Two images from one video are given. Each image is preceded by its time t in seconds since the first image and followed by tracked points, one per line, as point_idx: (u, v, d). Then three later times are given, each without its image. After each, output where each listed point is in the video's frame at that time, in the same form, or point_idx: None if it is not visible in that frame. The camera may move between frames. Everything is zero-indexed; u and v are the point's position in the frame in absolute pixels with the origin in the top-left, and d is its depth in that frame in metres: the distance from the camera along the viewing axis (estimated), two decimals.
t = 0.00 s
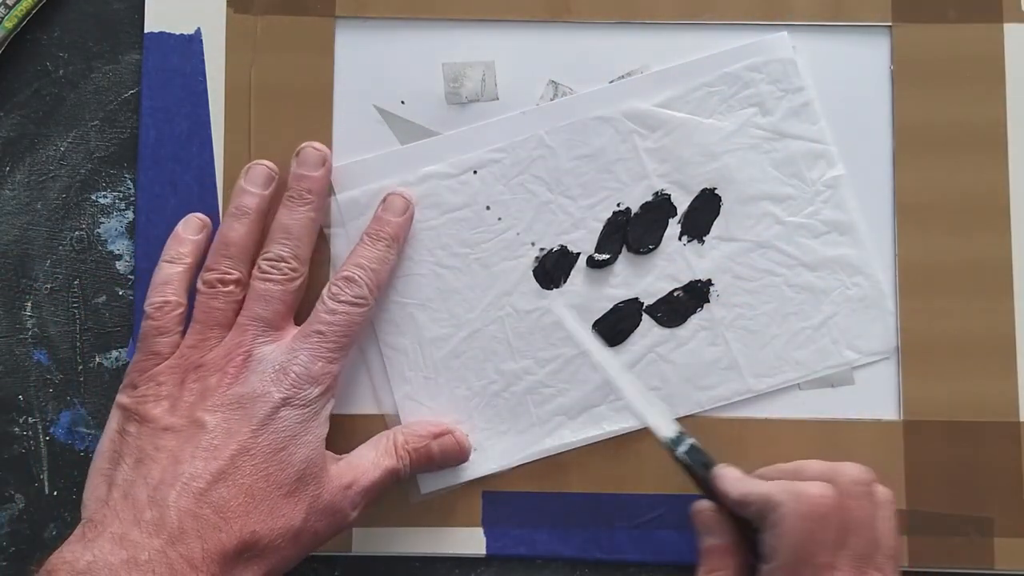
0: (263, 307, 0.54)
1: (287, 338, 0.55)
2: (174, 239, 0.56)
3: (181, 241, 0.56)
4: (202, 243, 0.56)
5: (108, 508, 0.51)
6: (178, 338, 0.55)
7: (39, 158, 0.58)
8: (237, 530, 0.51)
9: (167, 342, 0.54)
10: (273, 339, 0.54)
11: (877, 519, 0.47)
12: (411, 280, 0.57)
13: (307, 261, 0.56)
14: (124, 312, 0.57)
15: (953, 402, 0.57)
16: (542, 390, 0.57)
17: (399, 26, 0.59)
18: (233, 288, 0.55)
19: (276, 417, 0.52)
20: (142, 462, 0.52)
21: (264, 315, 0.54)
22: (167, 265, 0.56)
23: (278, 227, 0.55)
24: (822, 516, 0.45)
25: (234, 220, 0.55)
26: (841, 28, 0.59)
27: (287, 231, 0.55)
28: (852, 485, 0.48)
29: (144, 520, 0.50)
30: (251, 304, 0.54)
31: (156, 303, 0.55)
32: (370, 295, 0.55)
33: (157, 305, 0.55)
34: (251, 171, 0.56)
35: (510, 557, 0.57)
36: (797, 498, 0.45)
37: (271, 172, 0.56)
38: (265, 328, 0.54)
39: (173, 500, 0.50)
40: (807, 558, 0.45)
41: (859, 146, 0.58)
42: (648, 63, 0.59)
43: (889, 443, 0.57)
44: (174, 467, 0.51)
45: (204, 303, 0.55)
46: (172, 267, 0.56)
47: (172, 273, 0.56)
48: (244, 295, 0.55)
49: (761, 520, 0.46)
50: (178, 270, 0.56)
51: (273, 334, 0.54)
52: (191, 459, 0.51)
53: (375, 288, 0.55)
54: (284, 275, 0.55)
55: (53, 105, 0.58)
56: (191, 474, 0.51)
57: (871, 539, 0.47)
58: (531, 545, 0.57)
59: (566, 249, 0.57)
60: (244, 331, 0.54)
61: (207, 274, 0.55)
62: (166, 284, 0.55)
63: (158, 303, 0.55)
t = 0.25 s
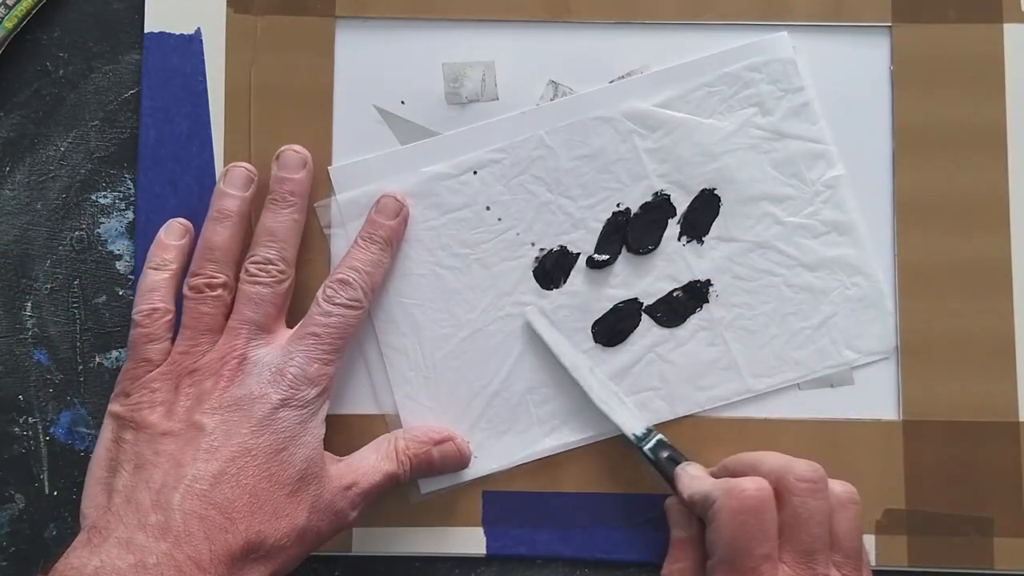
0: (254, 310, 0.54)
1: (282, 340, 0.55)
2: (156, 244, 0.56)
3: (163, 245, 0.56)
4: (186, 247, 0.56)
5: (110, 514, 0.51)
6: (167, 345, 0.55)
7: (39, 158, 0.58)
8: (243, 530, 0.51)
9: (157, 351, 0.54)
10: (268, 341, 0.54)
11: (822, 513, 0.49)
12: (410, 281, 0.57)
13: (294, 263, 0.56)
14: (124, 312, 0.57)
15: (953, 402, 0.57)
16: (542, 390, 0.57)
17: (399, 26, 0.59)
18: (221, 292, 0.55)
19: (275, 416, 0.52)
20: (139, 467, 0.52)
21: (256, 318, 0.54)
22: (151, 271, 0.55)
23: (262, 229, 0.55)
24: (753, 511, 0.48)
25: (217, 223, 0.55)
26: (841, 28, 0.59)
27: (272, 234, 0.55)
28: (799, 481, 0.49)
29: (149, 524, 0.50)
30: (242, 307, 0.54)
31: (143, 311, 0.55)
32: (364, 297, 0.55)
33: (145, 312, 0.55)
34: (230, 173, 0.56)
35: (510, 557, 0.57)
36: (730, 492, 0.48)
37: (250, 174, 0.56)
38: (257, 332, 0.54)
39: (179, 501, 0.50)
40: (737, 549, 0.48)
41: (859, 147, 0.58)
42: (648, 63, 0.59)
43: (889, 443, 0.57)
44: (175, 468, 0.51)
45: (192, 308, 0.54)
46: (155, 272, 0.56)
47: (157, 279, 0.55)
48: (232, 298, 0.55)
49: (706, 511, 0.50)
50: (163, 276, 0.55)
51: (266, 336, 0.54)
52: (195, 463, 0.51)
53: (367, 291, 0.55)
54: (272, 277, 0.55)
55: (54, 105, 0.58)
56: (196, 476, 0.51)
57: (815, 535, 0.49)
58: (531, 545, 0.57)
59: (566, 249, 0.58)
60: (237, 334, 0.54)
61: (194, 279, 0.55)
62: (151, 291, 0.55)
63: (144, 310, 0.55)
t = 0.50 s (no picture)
0: (251, 311, 0.54)
1: (279, 341, 0.54)
2: (150, 244, 0.56)
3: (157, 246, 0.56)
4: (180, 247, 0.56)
5: (109, 517, 0.51)
6: (164, 346, 0.55)
7: (38, 157, 0.58)
8: (244, 531, 0.50)
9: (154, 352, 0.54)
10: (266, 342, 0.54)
11: (864, 512, 0.49)
12: (410, 281, 0.57)
13: (291, 263, 0.56)
14: (122, 312, 0.57)
15: (955, 403, 0.57)
16: (542, 391, 0.57)
17: (399, 25, 0.59)
18: (218, 292, 0.55)
19: (274, 417, 0.52)
20: (139, 469, 0.52)
21: (253, 318, 0.54)
22: (145, 271, 0.55)
23: (258, 229, 0.55)
24: (789, 505, 0.48)
25: (212, 223, 0.55)
26: (842, 28, 0.59)
27: (268, 234, 0.55)
28: (843, 481, 0.49)
29: (149, 526, 0.49)
30: (239, 307, 0.54)
31: (138, 312, 0.54)
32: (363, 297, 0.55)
33: (141, 313, 0.54)
34: (224, 172, 0.56)
35: (510, 558, 0.56)
36: (766, 487, 0.49)
37: (245, 173, 0.56)
38: (255, 333, 0.54)
39: (178, 503, 0.50)
40: (773, 544, 0.48)
41: (861, 146, 0.58)
42: (649, 63, 0.59)
43: (891, 444, 0.57)
44: (174, 470, 0.51)
45: (188, 309, 0.54)
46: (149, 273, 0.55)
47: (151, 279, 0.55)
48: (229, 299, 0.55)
49: (743, 506, 0.50)
50: (158, 276, 0.55)
51: (264, 337, 0.54)
52: (195, 464, 0.51)
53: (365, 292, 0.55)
54: (270, 277, 0.54)
55: (52, 105, 0.58)
56: (197, 477, 0.51)
57: (856, 534, 0.49)
58: (531, 545, 0.56)
59: (566, 249, 0.57)
60: (234, 335, 0.54)
61: (189, 280, 0.55)
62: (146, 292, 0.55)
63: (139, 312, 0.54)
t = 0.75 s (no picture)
0: (253, 310, 0.55)
1: (281, 340, 0.55)
2: (151, 245, 0.56)
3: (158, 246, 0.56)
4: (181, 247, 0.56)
5: (114, 516, 0.51)
6: (166, 346, 0.55)
7: (41, 158, 0.58)
8: (247, 529, 0.51)
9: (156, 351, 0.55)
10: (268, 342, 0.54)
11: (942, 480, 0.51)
12: (411, 281, 0.57)
13: (291, 262, 0.56)
14: (125, 312, 0.58)
15: (952, 402, 0.58)
16: (542, 390, 0.57)
17: (400, 27, 0.59)
18: (219, 292, 0.55)
19: (276, 415, 0.53)
20: (143, 467, 0.52)
21: (255, 318, 0.54)
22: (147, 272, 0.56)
23: (259, 229, 0.56)
24: (864, 463, 0.51)
25: (213, 223, 0.56)
26: (841, 29, 0.59)
27: (269, 235, 0.56)
28: (927, 448, 0.51)
29: (153, 525, 0.50)
30: (240, 307, 0.54)
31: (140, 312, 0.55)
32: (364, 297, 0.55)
33: (143, 314, 0.55)
34: (224, 173, 0.56)
35: (510, 555, 0.57)
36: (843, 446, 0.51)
37: (245, 174, 0.56)
38: (258, 333, 0.55)
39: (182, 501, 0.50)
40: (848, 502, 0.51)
41: (859, 147, 0.59)
42: (648, 64, 0.59)
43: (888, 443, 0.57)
44: (178, 468, 0.51)
45: (190, 309, 0.55)
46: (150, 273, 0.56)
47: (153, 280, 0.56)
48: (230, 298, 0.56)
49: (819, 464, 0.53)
50: (159, 277, 0.56)
51: (266, 336, 0.55)
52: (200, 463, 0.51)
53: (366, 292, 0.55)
54: (271, 277, 0.55)
55: (55, 106, 0.59)
56: (201, 476, 0.51)
57: (933, 500, 0.51)
58: (531, 543, 0.57)
59: (566, 249, 0.58)
60: (236, 335, 0.54)
61: (191, 281, 0.55)
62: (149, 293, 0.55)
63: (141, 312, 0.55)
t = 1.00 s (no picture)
0: (253, 311, 0.55)
1: (281, 340, 0.55)
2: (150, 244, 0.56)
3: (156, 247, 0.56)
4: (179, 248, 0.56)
5: (114, 516, 0.51)
6: (165, 346, 0.55)
7: (41, 158, 0.58)
8: (248, 529, 0.51)
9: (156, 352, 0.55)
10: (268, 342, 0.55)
11: None
12: (411, 281, 0.57)
13: (290, 262, 0.56)
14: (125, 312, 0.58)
15: (952, 402, 0.57)
16: (542, 390, 0.57)
17: (400, 27, 0.59)
18: (219, 292, 0.55)
19: (277, 415, 0.53)
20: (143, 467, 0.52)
21: (254, 318, 0.54)
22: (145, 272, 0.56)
23: (258, 229, 0.56)
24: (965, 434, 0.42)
25: (211, 223, 0.56)
26: (841, 29, 0.59)
27: (267, 234, 0.56)
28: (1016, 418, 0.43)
29: (153, 525, 0.50)
30: (240, 307, 0.55)
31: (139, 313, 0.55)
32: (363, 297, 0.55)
33: (142, 314, 0.55)
34: (223, 173, 0.56)
35: (510, 555, 0.57)
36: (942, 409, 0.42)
37: (244, 174, 0.57)
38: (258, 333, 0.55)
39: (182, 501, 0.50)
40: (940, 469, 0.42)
41: (859, 147, 0.59)
42: (648, 65, 0.59)
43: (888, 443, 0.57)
44: (178, 468, 0.51)
45: (189, 309, 0.55)
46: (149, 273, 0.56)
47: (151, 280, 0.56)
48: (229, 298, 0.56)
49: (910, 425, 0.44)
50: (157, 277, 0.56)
51: (266, 336, 0.55)
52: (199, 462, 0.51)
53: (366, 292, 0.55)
54: (271, 277, 0.55)
55: (55, 106, 0.59)
56: (200, 475, 0.51)
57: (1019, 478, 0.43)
58: (531, 543, 0.57)
59: (566, 249, 0.58)
60: (235, 335, 0.54)
61: (190, 281, 0.55)
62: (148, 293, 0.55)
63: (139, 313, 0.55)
